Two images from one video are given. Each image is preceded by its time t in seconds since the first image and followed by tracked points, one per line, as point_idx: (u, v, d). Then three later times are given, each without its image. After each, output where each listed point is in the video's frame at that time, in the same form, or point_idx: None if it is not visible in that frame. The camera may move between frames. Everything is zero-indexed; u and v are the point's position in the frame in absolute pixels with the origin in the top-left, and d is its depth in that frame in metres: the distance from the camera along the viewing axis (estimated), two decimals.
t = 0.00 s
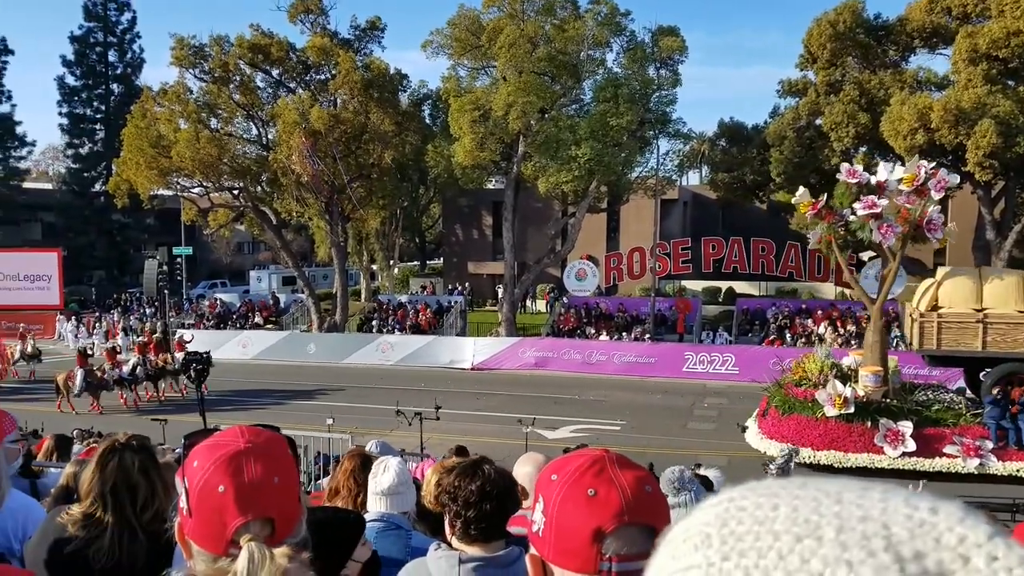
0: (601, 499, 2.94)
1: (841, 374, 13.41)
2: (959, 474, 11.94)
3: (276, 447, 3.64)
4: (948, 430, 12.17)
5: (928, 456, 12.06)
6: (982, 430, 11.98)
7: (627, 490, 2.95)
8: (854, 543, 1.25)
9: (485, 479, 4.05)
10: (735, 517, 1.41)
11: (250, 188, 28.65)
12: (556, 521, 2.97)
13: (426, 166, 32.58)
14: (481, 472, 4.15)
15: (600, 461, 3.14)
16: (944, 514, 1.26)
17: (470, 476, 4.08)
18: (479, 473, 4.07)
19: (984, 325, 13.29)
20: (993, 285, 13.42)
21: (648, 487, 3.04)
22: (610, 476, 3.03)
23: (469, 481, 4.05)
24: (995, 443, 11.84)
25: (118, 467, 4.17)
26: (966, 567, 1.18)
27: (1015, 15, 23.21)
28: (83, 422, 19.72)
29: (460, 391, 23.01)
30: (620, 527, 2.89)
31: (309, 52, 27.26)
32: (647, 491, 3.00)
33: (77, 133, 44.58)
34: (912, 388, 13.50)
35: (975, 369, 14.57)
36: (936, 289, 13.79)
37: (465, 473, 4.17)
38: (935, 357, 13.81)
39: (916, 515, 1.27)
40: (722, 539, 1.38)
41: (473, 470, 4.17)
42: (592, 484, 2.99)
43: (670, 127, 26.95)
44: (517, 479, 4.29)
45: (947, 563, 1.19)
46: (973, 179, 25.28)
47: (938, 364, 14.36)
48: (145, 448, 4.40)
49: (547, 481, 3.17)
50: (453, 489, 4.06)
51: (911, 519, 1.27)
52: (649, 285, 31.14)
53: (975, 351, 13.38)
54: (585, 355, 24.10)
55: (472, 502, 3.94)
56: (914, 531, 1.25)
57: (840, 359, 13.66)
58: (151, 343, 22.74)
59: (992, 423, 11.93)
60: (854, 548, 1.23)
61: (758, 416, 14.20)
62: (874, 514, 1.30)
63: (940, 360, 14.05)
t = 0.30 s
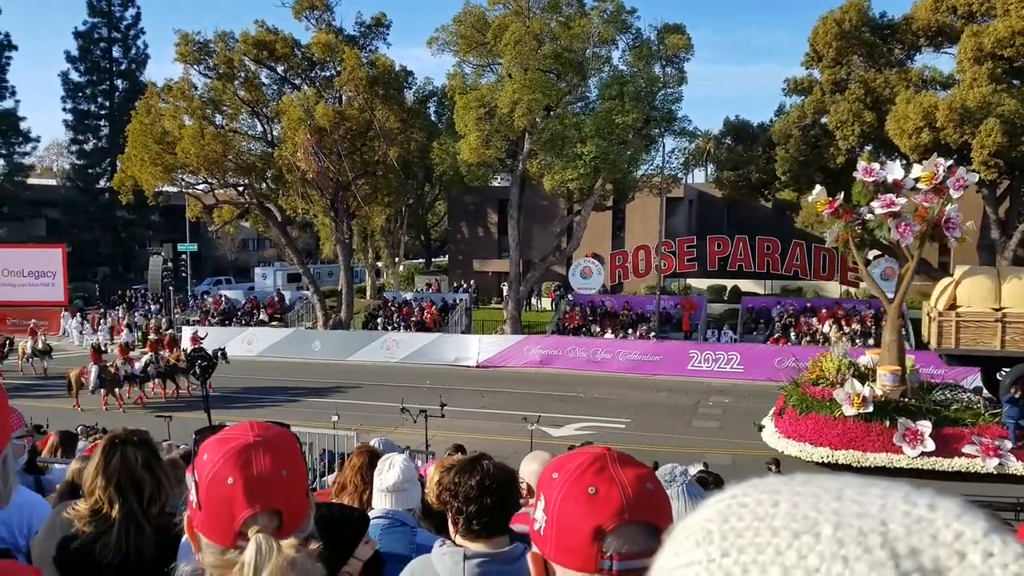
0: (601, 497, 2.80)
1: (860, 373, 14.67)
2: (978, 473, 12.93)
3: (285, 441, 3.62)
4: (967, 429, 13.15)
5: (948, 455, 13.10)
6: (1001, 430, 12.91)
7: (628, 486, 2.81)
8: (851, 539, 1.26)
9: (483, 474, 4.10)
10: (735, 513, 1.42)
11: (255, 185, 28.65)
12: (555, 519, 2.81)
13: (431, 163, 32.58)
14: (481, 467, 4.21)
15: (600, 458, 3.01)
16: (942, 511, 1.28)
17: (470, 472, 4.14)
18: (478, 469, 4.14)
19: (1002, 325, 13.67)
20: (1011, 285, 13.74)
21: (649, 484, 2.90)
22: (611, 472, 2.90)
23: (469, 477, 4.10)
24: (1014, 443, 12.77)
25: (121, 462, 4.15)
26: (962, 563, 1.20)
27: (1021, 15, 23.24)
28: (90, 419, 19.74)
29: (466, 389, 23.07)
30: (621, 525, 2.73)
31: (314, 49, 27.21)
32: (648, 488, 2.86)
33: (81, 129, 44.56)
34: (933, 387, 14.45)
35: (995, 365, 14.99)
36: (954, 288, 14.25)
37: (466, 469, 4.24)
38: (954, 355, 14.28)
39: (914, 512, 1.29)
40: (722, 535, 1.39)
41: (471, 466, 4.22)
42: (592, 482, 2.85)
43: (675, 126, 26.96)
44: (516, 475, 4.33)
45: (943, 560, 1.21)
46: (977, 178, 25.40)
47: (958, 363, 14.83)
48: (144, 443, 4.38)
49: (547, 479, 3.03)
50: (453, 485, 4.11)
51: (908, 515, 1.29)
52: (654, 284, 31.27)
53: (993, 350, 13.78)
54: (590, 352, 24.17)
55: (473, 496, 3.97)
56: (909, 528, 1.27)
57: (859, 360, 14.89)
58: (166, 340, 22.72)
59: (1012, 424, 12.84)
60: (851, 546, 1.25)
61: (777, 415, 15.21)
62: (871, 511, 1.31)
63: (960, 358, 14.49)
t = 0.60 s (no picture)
0: (536, 492, 3.09)
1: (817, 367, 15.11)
2: (930, 460, 13.85)
3: (223, 441, 3.63)
4: (919, 419, 13.93)
5: (901, 444, 13.90)
6: (950, 419, 13.75)
7: (561, 482, 3.10)
8: (738, 523, 1.45)
9: (426, 470, 4.00)
10: (643, 503, 1.60)
11: (197, 178, 27.76)
12: (495, 515, 3.12)
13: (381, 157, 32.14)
14: (423, 464, 4.09)
15: (539, 453, 3.27)
16: (819, 495, 1.48)
17: (412, 471, 4.03)
18: (421, 467, 4.03)
19: (949, 318, 14.28)
20: (957, 279, 14.48)
21: (585, 478, 3.17)
22: (547, 469, 3.17)
23: (411, 475, 3.99)
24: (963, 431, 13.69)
25: (51, 465, 4.04)
26: (835, 543, 1.40)
27: (949, 21, 24.30)
28: (23, 422, 18.73)
29: (421, 386, 22.92)
30: (554, 518, 3.04)
31: (256, 39, 26.41)
32: (581, 482, 3.13)
33: (7, 118, 42.48)
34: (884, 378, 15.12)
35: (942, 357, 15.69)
36: (904, 283, 14.83)
37: (407, 469, 4.11)
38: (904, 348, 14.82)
39: (795, 496, 1.49)
40: (630, 525, 1.57)
41: (413, 463, 4.12)
42: (528, 478, 3.14)
43: (626, 123, 27.28)
44: (460, 466, 4.24)
45: (820, 540, 1.40)
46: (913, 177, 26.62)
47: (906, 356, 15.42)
48: (78, 443, 4.27)
49: (491, 475, 3.37)
50: (396, 487, 4.00)
51: (791, 499, 1.48)
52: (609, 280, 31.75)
53: (942, 343, 14.38)
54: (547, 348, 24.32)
55: (418, 495, 3.90)
56: (791, 511, 1.46)
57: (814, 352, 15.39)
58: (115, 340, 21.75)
59: (960, 413, 13.79)
60: (738, 530, 1.42)
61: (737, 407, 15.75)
62: (759, 497, 1.50)
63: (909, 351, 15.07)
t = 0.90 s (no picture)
0: (417, 489, 3.19)
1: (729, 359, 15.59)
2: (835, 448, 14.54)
3: (100, 440, 3.25)
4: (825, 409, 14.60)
5: (808, 433, 14.55)
6: (853, 409, 14.46)
7: (442, 480, 3.20)
8: (558, 513, 1.47)
9: (308, 475, 4.07)
10: (478, 497, 1.61)
11: (86, 165, 26.11)
12: (376, 512, 3.22)
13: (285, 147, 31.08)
14: (303, 468, 4.15)
15: (422, 448, 3.35)
16: (634, 483, 1.51)
17: (294, 475, 4.09)
18: (302, 471, 4.09)
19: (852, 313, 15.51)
20: (859, 276, 15.78)
21: (466, 473, 3.28)
22: (428, 466, 3.26)
23: (293, 481, 4.06)
24: (865, 420, 14.40)
25: None
26: (642, 529, 1.42)
27: (844, 29, 25.40)
28: None
29: (327, 382, 22.26)
30: (434, 514, 3.15)
31: (150, 20, 24.94)
32: (462, 478, 3.25)
33: None
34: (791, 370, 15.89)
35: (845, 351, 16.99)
36: (811, 279, 15.94)
37: (289, 473, 4.17)
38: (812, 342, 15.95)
39: (612, 484, 1.52)
40: (464, 521, 1.58)
41: (293, 469, 4.17)
42: (409, 475, 3.24)
43: (537, 119, 27.33)
44: (344, 463, 4.32)
45: (628, 528, 1.42)
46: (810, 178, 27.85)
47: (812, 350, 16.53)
48: None
49: (373, 473, 3.42)
50: (280, 495, 4.06)
51: (607, 488, 1.51)
52: (521, 275, 31.84)
53: (845, 336, 15.58)
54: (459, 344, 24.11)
55: (303, 501, 3.99)
56: (606, 499, 1.49)
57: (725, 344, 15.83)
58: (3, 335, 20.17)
59: (863, 403, 14.42)
60: (556, 520, 1.45)
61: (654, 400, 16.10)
62: (580, 487, 1.52)
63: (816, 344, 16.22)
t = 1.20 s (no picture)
0: (306, 485, 2.89)
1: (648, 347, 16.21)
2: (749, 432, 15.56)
3: None
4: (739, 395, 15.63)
5: (723, 418, 15.55)
6: (766, 395, 15.53)
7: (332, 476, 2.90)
8: (393, 503, 1.46)
9: (198, 474, 4.01)
10: (321, 490, 1.59)
11: None
12: (263, 507, 2.91)
13: (185, 134, 29.71)
14: (194, 469, 4.08)
15: (314, 442, 3.05)
16: (469, 471, 1.52)
17: (183, 477, 4.01)
18: (192, 471, 4.02)
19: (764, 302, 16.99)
20: (770, 268, 17.25)
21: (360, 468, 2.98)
22: (318, 464, 2.94)
23: (183, 482, 3.99)
24: (777, 405, 15.47)
25: None
26: (471, 516, 1.44)
27: (746, 27, 26.23)
28: None
29: (231, 379, 21.42)
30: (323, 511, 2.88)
31: None
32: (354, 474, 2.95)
33: None
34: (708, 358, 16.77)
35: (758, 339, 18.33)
36: (727, 271, 17.31)
37: (181, 474, 4.10)
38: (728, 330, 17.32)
39: (447, 472, 1.52)
40: (307, 514, 1.55)
41: (185, 470, 4.10)
42: (298, 471, 2.92)
43: (449, 110, 27.10)
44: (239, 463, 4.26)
45: (458, 515, 1.43)
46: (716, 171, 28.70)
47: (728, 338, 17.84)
48: None
49: (259, 470, 3.06)
50: (169, 498, 3.96)
51: (443, 476, 1.51)
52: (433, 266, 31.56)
53: (757, 323, 17.03)
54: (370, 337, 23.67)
55: (193, 500, 3.90)
56: (440, 487, 1.49)
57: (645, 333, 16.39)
58: None
59: (774, 388, 15.50)
60: (390, 511, 1.44)
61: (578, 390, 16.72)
62: (417, 478, 1.51)
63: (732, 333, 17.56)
